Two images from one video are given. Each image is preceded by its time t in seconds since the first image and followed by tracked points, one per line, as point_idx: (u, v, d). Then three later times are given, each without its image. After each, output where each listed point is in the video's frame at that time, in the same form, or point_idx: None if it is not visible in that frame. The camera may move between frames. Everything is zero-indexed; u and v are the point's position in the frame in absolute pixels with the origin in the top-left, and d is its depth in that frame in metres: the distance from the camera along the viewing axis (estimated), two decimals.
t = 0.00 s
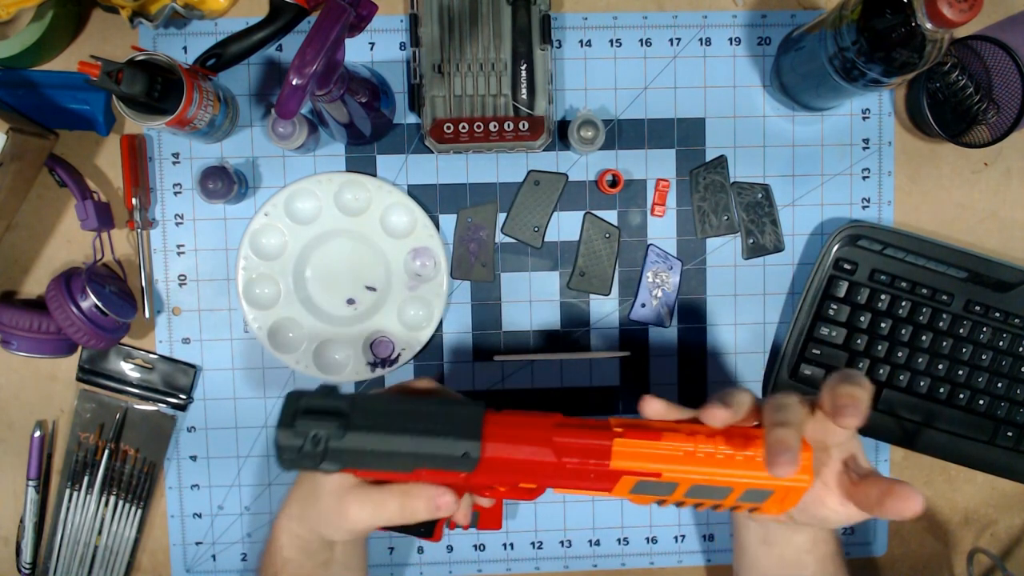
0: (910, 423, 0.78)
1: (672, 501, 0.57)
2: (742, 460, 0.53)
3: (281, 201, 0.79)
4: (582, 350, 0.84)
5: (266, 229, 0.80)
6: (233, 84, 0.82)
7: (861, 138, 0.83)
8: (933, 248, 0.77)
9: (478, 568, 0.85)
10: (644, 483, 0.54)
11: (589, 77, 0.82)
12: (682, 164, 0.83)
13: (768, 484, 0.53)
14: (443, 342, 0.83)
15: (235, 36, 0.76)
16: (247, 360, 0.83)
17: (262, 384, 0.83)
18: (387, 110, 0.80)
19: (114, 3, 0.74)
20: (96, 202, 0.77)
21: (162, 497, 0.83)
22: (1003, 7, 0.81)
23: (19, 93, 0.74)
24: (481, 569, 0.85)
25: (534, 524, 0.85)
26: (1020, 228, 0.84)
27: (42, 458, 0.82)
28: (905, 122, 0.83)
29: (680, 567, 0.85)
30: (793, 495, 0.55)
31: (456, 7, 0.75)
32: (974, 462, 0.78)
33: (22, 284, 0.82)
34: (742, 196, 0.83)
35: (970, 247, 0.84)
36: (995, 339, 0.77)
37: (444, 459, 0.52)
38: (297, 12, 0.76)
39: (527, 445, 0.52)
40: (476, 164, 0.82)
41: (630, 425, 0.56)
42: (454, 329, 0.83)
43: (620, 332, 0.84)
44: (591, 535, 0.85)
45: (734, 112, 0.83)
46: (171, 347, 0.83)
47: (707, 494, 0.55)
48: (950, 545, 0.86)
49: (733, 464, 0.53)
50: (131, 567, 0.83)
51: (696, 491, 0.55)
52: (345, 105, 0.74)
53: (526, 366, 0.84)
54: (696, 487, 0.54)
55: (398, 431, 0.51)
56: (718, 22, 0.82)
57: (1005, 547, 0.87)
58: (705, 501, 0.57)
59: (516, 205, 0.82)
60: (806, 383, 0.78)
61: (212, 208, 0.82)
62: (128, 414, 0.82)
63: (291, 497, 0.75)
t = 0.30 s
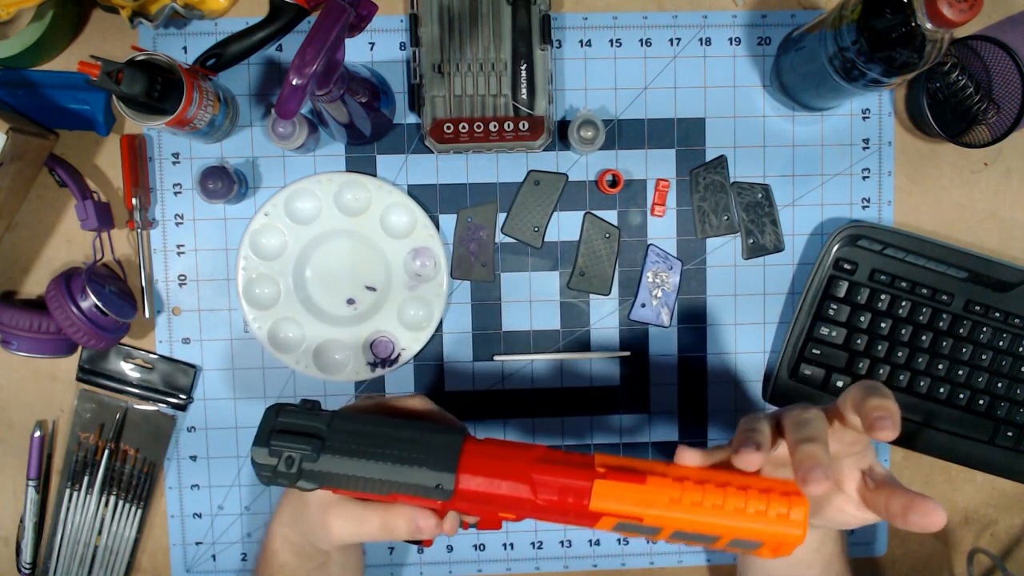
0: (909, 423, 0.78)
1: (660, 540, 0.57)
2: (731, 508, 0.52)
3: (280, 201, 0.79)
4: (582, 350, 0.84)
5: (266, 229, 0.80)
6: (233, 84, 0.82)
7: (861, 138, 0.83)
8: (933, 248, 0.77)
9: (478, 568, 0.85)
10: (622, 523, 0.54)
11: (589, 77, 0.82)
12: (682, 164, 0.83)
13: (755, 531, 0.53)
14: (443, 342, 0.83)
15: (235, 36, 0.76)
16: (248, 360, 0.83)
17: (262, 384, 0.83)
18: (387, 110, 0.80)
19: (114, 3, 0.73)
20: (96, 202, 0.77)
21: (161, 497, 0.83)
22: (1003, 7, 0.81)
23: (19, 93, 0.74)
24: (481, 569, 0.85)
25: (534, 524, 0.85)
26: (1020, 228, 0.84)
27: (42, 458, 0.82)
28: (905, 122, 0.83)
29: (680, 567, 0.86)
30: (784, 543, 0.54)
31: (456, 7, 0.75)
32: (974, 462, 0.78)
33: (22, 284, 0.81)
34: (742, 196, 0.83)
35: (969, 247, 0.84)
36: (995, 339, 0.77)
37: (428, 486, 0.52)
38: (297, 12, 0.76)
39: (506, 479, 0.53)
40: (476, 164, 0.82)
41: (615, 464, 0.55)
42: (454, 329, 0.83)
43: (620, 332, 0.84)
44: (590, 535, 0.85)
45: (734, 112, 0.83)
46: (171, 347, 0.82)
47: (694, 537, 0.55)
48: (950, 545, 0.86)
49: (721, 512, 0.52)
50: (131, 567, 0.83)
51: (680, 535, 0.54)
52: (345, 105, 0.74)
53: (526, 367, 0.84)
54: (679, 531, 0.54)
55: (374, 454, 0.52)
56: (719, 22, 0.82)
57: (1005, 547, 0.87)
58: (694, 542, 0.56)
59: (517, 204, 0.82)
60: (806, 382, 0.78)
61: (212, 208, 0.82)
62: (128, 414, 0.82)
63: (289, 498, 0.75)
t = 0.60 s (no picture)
0: (909, 423, 0.78)
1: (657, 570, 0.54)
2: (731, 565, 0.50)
3: (280, 201, 0.79)
4: (582, 350, 0.84)
5: (266, 229, 0.80)
6: (233, 83, 0.82)
7: (861, 138, 0.83)
8: (933, 248, 0.77)
9: (478, 568, 0.85)
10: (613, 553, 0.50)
11: (589, 77, 0.82)
12: (682, 164, 0.83)
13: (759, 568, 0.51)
14: (443, 342, 0.83)
15: (235, 37, 0.76)
16: (248, 361, 0.83)
17: (262, 384, 0.83)
18: (387, 110, 0.80)
19: (114, 3, 0.73)
20: (96, 202, 0.77)
21: (161, 497, 0.83)
22: (1004, 7, 0.81)
23: (19, 93, 0.74)
24: (481, 569, 0.85)
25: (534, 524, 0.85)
26: (1020, 228, 0.84)
27: (42, 458, 0.82)
28: (905, 122, 0.83)
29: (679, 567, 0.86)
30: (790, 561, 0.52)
31: (456, 8, 0.75)
32: (973, 462, 0.78)
33: (22, 284, 0.81)
34: (741, 196, 0.83)
35: (969, 247, 0.84)
36: (995, 339, 0.77)
37: (431, 510, 0.49)
38: (297, 12, 0.76)
39: (508, 503, 0.49)
40: (477, 164, 0.82)
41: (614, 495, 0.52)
42: (454, 329, 0.83)
43: (620, 332, 0.84)
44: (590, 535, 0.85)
45: (734, 112, 0.83)
46: (170, 347, 0.83)
47: None
48: (950, 545, 0.86)
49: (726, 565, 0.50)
50: (131, 567, 0.83)
51: None
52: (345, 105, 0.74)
53: (526, 367, 0.84)
54: None
55: (377, 465, 0.50)
56: (719, 22, 0.82)
57: (1005, 547, 0.87)
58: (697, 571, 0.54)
59: (517, 204, 0.82)
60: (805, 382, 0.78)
61: (212, 208, 0.82)
62: (128, 414, 0.82)
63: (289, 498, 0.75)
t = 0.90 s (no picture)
0: (910, 423, 0.78)
1: None
2: None
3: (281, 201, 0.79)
4: (581, 350, 0.84)
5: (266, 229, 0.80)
6: (233, 83, 0.82)
7: (861, 138, 0.83)
8: (934, 248, 0.77)
9: (478, 568, 0.85)
10: (373, 186, 0.53)
11: (589, 77, 0.82)
12: (682, 164, 0.83)
13: None
14: (443, 342, 0.83)
15: (235, 37, 0.76)
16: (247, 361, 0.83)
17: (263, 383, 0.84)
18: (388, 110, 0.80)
19: (114, 3, 0.73)
20: (96, 202, 0.77)
21: (161, 497, 0.83)
22: (1004, 7, 0.81)
23: (20, 93, 0.74)
24: (481, 569, 0.85)
25: (534, 524, 0.85)
26: (1020, 228, 0.84)
27: (42, 458, 0.82)
28: (905, 122, 0.83)
29: (680, 567, 0.86)
30: None
31: (456, 8, 0.75)
32: (974, 462, 0.78)
33: (22, 284, 0.81)
34: (741, 196, 0.82)
35: (970, 247, 0.84)
36: (995, 339, 0.77)
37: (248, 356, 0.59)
38: (297, 12, 0.76)
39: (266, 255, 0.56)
40: (477, 164, 0.82)
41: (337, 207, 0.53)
42: (455, 329, 0.83)
43: (620, 332, 0.84)
44: (591, 535, 0.86)
45: (734, 112, 0.83)
46: (171, 346, 0.83)
47: None
48: (950, 545, 0.86)
49: None
50: (131, 567, 0.83)
51: None
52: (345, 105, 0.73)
53: (526, 367, 0.84)
54: None
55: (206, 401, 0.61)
56: (719, 22, 0.82)
57: (1005, 547, 0.87)
58: None
59: (517, 204, 0.82)
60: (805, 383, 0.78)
61: (212, 208, 0.82)
62: (128, 414, 0.82)
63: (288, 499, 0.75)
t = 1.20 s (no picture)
0: (910, 423, 0.78)
1: None
2: None
3: (281, 201, 0.79)
4: (581, 350, 0.84)
5: (267, 229, 0.80)
6: (233, 84, 0.82)
7: (861, 138, 0.83)
8: (934, 249, 0.77)
9: (478, 568, 0.85)
10: (432, 219, 0.53)
11: (589, 77, 0.82)
12: (681, 164, 0.83)
13: None
14: (443, 342, 0.83)
15: (235, 37, 0.76)
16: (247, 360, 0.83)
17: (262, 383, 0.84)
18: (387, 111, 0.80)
19: (114, 3, 0.73)
20: (96, 202, 0.77)
21: (161, 497, 0.83)
22: (1003, 7, 0.81)
23: (20, 93, 0.74)
24: (481, 569, 0.85)
25: (534, 524, 0.85)
26: (1020, 228, 0.84)
27: (42, 458, 0.82)
28: (905, 122, 0.83)
29: (680, 567, 0.85)
30: None
31: (456, 8, 0.75)
32: (974, 462, 0.78)
33: (22, 284, 0.82)
34: (741, 196, 0.82)
35: (970, 247, 0.84)
36: (995, 339, 0.77)
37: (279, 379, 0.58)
38: (297, 12, 0.76)
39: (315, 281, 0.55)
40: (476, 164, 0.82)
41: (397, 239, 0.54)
42: (454, 329, 0.83)
43: (620, 332, 0.84)
44: (591, 535, 0.85)
45: (734, 112, 0.83)
46: (171, 347, 0.83)
47: None
48: (950, 545, 0.86)
49: None
50: (131, 567, 0.83)
51: None
52: (345, 105, 0.74)
53: (526, 367, 0.84)
54: None
55: (227, 421, 0.60)
56: (718, 22, 0.82)
57: (1005, 547, 0.87)
58: None
59: (516, 204, 0.82)
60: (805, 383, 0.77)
61: (212, 208, 0.82)
62: (128, 414, 0.82)
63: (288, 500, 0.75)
